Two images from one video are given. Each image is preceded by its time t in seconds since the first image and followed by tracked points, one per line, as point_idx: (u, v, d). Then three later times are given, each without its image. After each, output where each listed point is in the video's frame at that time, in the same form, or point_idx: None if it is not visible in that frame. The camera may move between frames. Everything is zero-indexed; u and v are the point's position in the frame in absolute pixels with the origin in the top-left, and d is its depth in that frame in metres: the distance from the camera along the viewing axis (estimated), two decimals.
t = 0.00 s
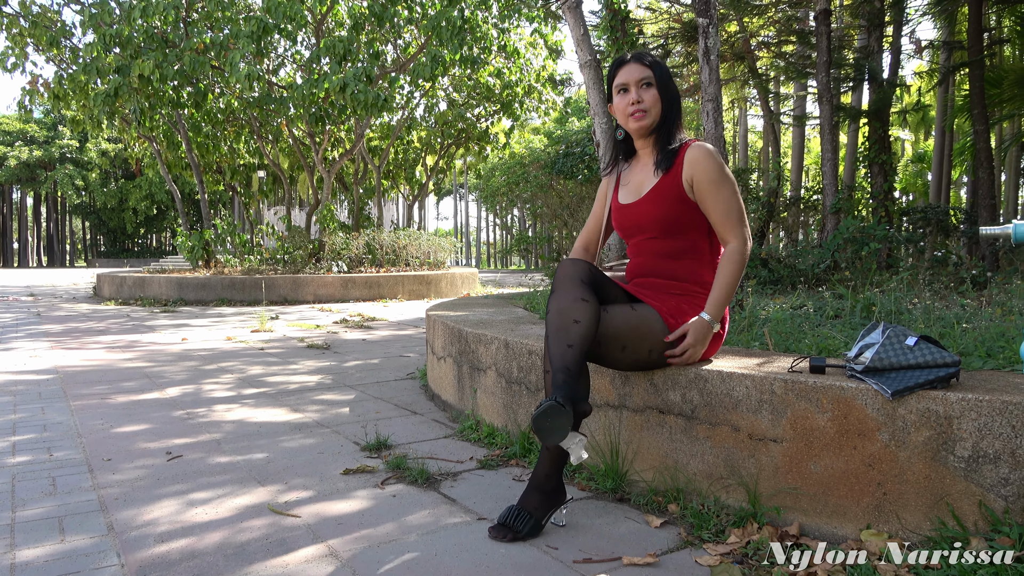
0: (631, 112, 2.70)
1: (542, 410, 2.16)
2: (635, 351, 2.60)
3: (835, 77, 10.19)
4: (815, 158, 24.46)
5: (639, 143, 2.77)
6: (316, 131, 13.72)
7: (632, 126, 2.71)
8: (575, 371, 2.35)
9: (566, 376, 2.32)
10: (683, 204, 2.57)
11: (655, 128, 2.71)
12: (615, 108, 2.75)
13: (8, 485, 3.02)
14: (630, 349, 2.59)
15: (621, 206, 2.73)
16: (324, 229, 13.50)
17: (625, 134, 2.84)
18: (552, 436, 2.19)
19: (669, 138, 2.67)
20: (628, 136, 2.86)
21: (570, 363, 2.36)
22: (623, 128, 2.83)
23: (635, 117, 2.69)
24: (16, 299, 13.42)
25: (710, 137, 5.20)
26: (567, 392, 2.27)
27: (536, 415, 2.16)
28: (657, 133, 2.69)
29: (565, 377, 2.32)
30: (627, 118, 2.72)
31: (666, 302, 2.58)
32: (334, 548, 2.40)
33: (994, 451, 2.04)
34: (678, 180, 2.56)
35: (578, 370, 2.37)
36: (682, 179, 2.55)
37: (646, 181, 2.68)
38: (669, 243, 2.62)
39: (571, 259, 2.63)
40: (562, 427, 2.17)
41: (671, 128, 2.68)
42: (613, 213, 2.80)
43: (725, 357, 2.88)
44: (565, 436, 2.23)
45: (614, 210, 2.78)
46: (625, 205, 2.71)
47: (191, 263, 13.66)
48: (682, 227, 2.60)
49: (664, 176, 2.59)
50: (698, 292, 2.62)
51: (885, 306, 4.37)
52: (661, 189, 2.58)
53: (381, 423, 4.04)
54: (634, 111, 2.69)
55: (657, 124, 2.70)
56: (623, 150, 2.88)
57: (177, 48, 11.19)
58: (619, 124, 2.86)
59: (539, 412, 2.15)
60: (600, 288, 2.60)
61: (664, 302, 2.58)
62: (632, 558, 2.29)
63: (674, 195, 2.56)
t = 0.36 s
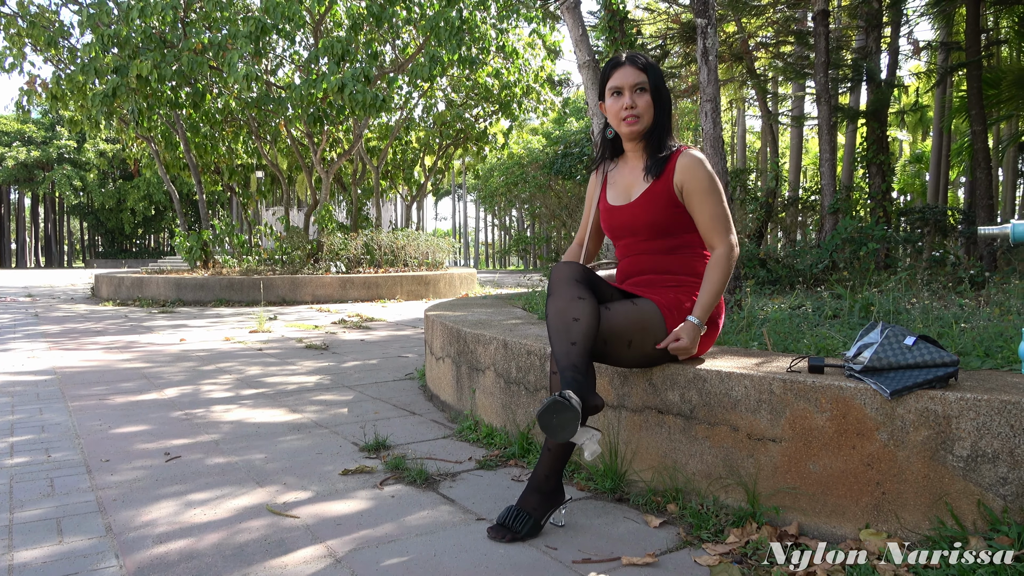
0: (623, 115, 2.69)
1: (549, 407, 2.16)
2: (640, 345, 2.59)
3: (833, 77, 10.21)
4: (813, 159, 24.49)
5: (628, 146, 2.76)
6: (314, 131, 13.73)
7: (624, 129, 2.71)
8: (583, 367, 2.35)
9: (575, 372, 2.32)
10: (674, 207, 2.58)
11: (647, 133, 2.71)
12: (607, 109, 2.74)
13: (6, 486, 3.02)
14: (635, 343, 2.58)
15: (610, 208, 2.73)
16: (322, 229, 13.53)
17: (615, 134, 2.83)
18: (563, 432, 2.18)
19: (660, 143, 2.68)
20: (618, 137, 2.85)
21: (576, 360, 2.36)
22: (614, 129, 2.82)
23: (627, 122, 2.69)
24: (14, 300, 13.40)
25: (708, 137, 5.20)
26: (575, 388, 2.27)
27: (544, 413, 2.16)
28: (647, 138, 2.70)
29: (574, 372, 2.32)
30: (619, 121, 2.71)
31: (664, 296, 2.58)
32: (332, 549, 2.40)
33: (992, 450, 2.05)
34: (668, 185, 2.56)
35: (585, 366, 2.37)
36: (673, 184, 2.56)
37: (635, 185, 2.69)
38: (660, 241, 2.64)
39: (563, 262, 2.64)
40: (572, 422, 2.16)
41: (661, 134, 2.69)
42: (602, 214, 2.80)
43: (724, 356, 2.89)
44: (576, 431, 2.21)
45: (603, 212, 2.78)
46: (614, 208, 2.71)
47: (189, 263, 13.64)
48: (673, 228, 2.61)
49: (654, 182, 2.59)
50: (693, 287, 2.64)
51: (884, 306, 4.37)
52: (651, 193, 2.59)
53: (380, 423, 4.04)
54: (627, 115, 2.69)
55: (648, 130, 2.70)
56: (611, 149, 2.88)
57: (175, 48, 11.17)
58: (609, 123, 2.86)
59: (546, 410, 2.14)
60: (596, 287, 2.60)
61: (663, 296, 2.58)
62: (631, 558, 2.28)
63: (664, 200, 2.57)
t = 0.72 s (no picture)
0: (635, 116, 2.68)
1: (550, 398, 2.15)
2: (641, 347, 2.59)
3: (832, 77, 10.23)
4: (811, 158, 24.50)
5: (637, 146, 2.76)
6: (313, 132, 13.73)
7: (635, 130, 2.70)
8: (584, 365, 2.33)
9: (577, 368, 2.30)
10: (678, 203, 2.59)
11: (657, 134, 2.71)
12: (615, 110, 2.74)
13: (6, 488, 3.01)
14: (635, 345, 2.58)
15: (614, 205, 2.74)
16: (321, 230, 13.56)
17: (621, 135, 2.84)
18: (562, 425, 2.18)
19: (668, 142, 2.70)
20: (624, 137, 2.86)
21: (577, 358, 2.34)
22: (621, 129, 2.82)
23: (639, 121, 2.68)
24: (13, 301, 13.38)
25: (708, 137, 5.19)
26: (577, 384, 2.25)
27: (546, 404, 2.16)
28: (658, 137, 2.70)
29: (575, 369, 2.30)
30: (629, 121, 2.70)
31: (665, 296, 2.59)
32: (333, 549, 2.40)
33: (993, 449, 2.04)
34: (673, 180, 2.57)
35: (586, 365, 2.35)
36: (677, 180, 2.57)
37: (641, 181, 2.70)
38: (663, 240, 2.65)
39: (566, 263, 2.64)
40: (572, 416, 2.16)
41: (670, 132, 2.71)
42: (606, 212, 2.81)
43: (724, 356, 2.89)
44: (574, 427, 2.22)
45: (607, 209, 2.79)
46: (619, 204, 2.72)
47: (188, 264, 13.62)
48: (676, 224, 2.62)
49: (659, 177, 2.60)
50: (696, 284, 2.66)
51: (883, 305, 4.38)
52: (656, 188, 2.60)
53: (380, 424, 4.04)
54: (638, 115, 2.68)
55: (659, 130, 2.71)
56: (616, 149, 2.88)
57: (173, 49, 11.16)
58: (614, 124, 2.85)
59: (548, 399, 2.14)
60: (598, 289, 2.60)
61: (663, 297, 2.58)
62: (631, 558, 2.28)
63: (669, 195, 2.58)
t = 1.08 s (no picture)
0: (665, 116, 2.68)
1: (579, 404, 2.17)
2: (643, 351, 2.60)
3: (831, 77, 10.26)
4: (810, 158, 24.53)
5: (660, 146, 2.76)
6: (312, 133, 13.72)
7: (665, 130, 2.69)
8: (596, 369, 2.34)
9: (589, 372, 2.30)
10: (689, 201, 2.62)
11: (684, 135, 2.72)
12: (643, 109, 2.72)
13: (6, 490, 3.01)
14: (638, 348, 2.59)
15: (629, 201, 2.77)
16: (320, 231, 13.54)
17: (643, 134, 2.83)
18: (587, 430, 2.20)
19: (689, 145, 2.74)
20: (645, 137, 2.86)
21: (588, 361, 2.34)
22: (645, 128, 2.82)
23: (669, 121, 2.69)
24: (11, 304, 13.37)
25: (707, 138, 5.19)
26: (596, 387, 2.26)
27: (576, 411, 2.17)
28: (683, 138, 2.72)
29: (588, 373, 2.30)
30: (659, 121, 2.70)
31: (665, 300, 2.60)
32: (334, 551, 2.40)
33: (993, 449, 2.05)
34: (686, 175, 2.60)
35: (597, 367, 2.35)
36: (690, 175, 2.60)
37: (659, 179, 2.72)
38: (673, 239, 2.67)
39: (574, 262, 2.64)
40: (599, 420, 2.20)
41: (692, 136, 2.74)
42: (620, 207, 2.83)
43: (725, 356, 2.89)
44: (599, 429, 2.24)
45: (622, 205, 2.81)
46: (633, 201, 2.75)
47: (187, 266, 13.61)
48: (687, 222, 2.64)
49: (676, 174, 2.64)
50: (701, 289, 2.65)
51: (883, 305, 4.38)
52: (670, 184, 2.63)
53: (380, 425, 4.04)
54: (670, 115, 2.68)
55: (686, 131, 2.72)
56: (636, 149, 2.88)
57: (172, 51, 11.15)
58: (636, 123, 2.85)
59: (579, 406, 2.16)
60: (605, 288, 2.61)
61: (663, 301, 2.60)
62: (632, 558, 2.28)
63: (682, 191, 2.61)
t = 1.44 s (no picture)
0: (669, 118, 2.70)
1: (589, 400, 2.16)
2: (635, 349, 2.60)
3: (828, 78, 10.28)
4: (807, 158, 24.58)
5: (666, 148, 2.78)
6: (309, 132, 13.71)
7: (668, 133, 2.71)
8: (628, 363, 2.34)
9: (624, 369, 2.31)
10: (696, 204, 2.62)
11: (688, 137, 2.73)
12: (649, 111, 2.74)
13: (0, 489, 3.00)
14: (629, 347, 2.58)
15: (636, 200, 2.78)
16: (317, 230, 13.51)
17: (651, 136, 2.84)
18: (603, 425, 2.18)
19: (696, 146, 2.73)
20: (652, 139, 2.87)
21: (619, 355, 2.35)
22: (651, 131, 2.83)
23: (674, 124, 2.69)
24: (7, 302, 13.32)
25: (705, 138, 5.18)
26: (620, 386, 2.24)
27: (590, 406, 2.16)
28: (688, 141, 2.73)
29: (623, 369, 2.30)
30: (663, 124, 2.72)
31: (666, 302, 2.60)
32: (330, 550, 2.39)
33: (988, 448, 2.05)
34: (695, 178, 2.60)
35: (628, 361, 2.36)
36: (699, 177, 2.59)
37: (666, 180, 2.72)
38: (675, 241, 2.67)
39: (576, 251, 2.64)
40: (615, 417, 2.15)
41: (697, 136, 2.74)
42: (626, 206, 2.84)
43: (723, 356, 2.89)
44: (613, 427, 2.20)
45: (628, 204, 2.82)
46: (641, 200, 2.75)
47: (183, 264, 13.58)
48: (693, 225, 2.65)
49: (682, 177, 2.64)
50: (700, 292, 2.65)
51: (880, 305, 4.39)
52: (679, 186, 2.63)
53: (376, 424, 4.03)
54: (674, 118, 2.69)
55: (690, 133, 2.73)
56: (645, 151, 2.89)
57: (168, 49, 11.12)
58: (644, 124, 2.86)
59: (592, 402, 2.15)
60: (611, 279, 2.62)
61: (664, 302, 2.60)
62: (628, 557, 2.28)
63: (690, 193, 2.61)
